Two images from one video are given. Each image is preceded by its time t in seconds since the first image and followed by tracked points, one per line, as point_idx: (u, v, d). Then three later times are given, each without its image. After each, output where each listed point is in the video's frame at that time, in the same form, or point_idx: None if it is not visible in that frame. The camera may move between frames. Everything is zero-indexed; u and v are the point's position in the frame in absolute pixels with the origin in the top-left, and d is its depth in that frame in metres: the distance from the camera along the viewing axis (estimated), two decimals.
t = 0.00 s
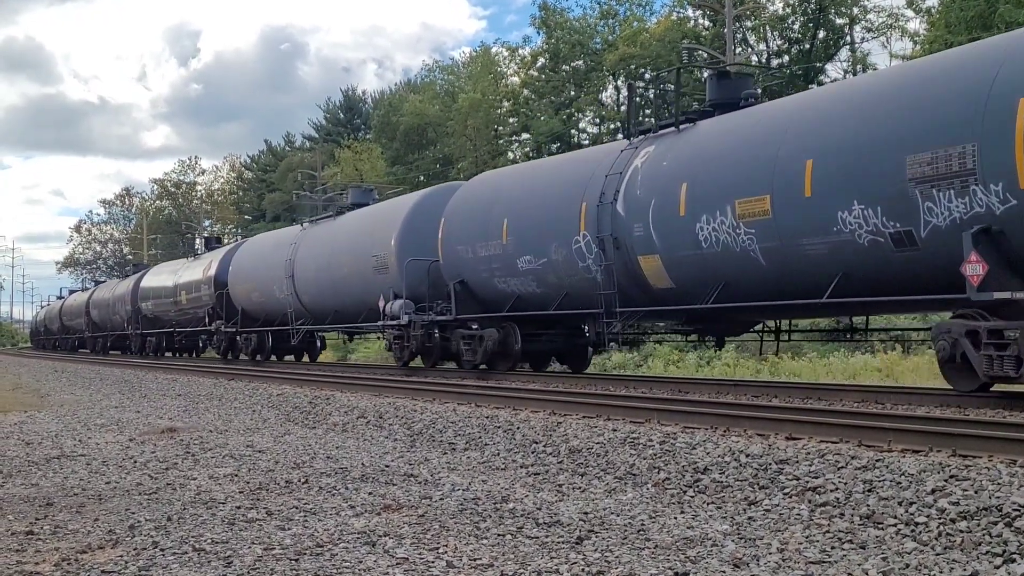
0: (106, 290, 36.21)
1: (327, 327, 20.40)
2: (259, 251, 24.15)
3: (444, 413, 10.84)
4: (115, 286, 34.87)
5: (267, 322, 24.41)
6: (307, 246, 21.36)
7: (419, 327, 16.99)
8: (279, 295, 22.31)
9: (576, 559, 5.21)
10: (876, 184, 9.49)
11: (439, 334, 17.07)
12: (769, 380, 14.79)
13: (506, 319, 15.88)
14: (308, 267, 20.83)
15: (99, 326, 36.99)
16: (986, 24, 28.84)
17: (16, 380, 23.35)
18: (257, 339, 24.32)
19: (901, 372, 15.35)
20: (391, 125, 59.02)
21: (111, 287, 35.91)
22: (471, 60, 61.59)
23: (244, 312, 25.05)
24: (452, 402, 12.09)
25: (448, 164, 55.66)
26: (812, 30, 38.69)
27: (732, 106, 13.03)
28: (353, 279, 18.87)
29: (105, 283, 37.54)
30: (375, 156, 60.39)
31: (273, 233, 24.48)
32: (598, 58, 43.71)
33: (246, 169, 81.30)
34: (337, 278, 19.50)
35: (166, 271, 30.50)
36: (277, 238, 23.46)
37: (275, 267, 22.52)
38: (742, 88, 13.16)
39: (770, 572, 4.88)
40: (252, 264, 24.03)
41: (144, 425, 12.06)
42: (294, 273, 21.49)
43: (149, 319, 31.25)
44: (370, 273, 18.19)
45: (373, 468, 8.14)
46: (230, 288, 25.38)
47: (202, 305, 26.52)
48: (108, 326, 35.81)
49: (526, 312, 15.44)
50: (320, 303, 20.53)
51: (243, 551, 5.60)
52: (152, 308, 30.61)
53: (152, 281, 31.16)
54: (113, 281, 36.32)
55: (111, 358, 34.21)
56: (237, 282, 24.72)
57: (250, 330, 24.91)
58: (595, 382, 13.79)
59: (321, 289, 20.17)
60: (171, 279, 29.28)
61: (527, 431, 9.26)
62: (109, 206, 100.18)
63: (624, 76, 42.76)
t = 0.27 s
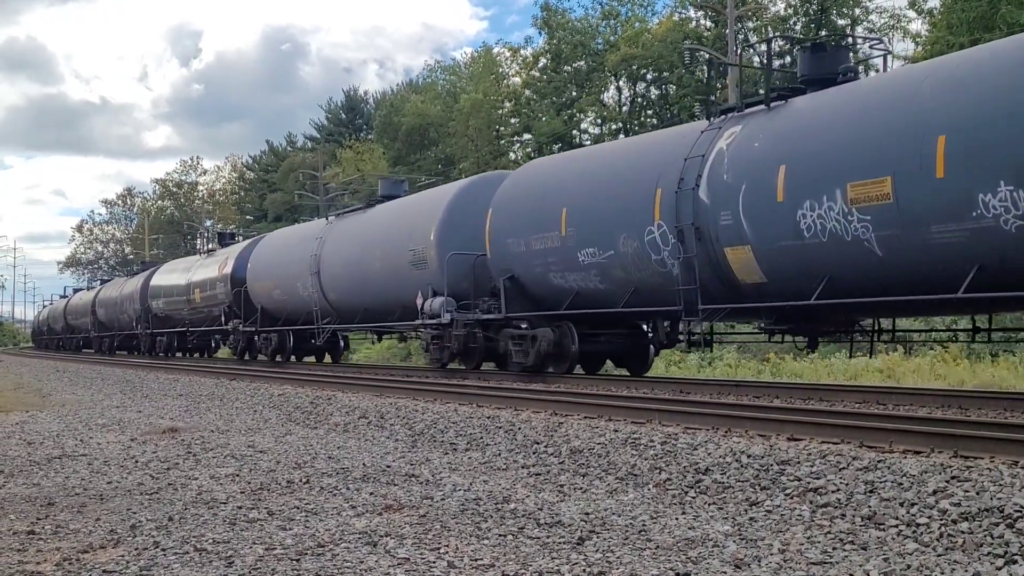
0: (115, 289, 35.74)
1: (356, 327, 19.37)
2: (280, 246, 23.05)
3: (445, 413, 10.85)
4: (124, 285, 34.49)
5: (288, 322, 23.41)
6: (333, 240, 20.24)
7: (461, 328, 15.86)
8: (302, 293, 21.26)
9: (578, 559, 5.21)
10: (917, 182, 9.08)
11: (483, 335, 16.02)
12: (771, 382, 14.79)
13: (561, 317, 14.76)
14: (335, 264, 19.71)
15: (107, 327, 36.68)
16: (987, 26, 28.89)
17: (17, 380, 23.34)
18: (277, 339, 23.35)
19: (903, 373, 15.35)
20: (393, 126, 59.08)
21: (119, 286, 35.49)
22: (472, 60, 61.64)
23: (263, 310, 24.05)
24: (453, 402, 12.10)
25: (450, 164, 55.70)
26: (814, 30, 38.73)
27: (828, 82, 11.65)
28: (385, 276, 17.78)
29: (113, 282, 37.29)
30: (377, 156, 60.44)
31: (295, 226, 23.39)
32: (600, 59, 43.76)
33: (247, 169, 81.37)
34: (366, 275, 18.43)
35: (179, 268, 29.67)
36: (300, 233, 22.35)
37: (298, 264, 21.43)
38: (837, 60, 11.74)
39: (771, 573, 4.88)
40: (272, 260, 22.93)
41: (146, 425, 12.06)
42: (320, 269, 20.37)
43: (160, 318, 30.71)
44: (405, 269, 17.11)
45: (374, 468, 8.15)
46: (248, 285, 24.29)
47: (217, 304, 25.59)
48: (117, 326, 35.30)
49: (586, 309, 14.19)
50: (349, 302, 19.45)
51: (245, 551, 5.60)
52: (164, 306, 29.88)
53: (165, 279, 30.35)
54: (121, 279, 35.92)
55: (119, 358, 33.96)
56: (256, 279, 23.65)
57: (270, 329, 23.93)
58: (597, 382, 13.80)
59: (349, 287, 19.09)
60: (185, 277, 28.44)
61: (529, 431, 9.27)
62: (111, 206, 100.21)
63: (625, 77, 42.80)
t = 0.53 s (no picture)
0: (122, 288, 35.30)
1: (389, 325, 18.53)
2: (305, 241, 22.13)
3: (445, 414, 10.85)
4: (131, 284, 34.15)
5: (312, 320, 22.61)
6: (365, 233, 19.32)
7: (507, 325, 15.10)
8: (330, 291, 20.39)
9: (577, 560, 5.21)
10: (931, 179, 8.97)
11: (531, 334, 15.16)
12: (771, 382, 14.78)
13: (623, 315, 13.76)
14: (367, 258, 18.80)
15: (113, 326, 36.37)
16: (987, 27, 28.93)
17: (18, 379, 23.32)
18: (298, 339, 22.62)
19: (903, 373, 15.35)
20: (393, 126, 59.09)
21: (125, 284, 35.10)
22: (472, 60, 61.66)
23: (284, 308, 23.25)
24: (453, 402, 12.11)
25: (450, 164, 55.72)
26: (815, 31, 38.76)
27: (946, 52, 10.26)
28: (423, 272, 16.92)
29: (119, 280, 37.03)
30: (377, 156, 60.46)
31: (321, 219, 22.49)
32: (600, 60, 43.77)
33: (247, 169, 81.41)
34: (401, 271, 17.57)
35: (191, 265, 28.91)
36: (327, 226, 21.43)
37: (326, 258, 20.56)
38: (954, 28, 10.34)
39: (770, 573, 4.88)
40: (297, 255, 22.03)
41: (146, 425, 12.06)
42: (351, 264, 19.46)
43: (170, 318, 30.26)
44: (446, 264, 16.25)
45: (374, 468, 8.15)
46: (269, 281, 23.40)
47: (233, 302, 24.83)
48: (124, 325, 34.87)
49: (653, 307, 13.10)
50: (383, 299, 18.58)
51: (245, 551, 5.60)
52: (175, 305, 29.20)
53: (176, 277, 29.59)
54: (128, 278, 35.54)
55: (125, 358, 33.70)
56: (279, 275, 22.78)
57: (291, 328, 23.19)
58: (599, 382, 13.80)
59: (382, 283, 18.22)
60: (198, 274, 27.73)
61: (528, 432, 9.27)
62: (111, 206, 100.13)
63: (626, 77, 42.82)
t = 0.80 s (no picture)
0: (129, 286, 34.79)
1: (424, 324, 17.58)
2: (330, 234, 21.10)
3: (444, 413, 10.87)
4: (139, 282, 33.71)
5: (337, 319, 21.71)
6: (398, 226, 18.31)
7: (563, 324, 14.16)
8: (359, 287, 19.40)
9: (576, 560, 5.21)
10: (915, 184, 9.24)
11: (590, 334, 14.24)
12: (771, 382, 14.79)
13: (698, 313, 12.78)
14: (400, 252, 17.81)
15: (121, 325, 35.95)
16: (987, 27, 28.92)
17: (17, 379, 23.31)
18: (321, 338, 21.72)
19: (902, 373, 15.35)
20: (393, 125, 59.14)
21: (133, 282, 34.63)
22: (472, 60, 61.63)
23: (306, 306, 22.38)
24: (453, 402, 12.10)
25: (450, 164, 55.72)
26: (814, 31, 38.76)
27: None
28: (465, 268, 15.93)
29: (126, 279, 36.65)
30: (377, 156, 60.44)
31: (346, 212, 21.45)
32: (599, 60, 43.76)
33: (247, 169, 81.42)
34: (439, 265, 16.59)
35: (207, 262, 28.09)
36: (355, 219, 20.42)
37: (353, 253, 19.56)
38: None
39: (769, 573, 4.88)
40: (321, 250, 21.01)
41: (145, 425, 12.05)
42: (382, 258, 18.44)
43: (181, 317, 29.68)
44: (491, 258, 15.26)
45: (373, 468, 8.15)
46: (291, 278, 22.42)
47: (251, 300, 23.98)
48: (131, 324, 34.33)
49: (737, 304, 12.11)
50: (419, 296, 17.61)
51: (244, 551, 5.60)
52: (189, 304, 28.47)
53: (190, 274, 28.77)
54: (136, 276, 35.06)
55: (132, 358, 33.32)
56: (301, 271, 21.80)
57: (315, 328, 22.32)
58: (599, 382, 13.80)
59: (418, 279, 17.25)
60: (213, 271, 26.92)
61: (527, 432, 9.27)
62: (111, 207, 100.08)
63: (625, 77, 42.81)
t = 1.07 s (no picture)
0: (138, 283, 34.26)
1: (465, 321, 16.76)
2: (359, 227, 20.25)
3: (444, 413, 10.86)
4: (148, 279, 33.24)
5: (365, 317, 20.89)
6: (435, 219, 17.46)
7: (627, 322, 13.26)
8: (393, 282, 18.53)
9: (576, 560, 5.21)
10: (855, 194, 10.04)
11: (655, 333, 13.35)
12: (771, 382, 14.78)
13: (787, 310, 11.66)
14: (439, 246, 16.97)
15: (128, 323, 35.46)
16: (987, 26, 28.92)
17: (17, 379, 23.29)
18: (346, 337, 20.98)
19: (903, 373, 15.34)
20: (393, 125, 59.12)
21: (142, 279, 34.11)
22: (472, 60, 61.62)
23: (330, 303, 21.64)
24: (453, 402, 12.08)
25: (450, 164, 55.72)
26: (815, 31, 38.78)
27: None
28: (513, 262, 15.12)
29: (133, 275, 36.18)
30: (377, 156, 60.44)
31: (375, 205, 20.59)
32: (599, 59, 43.76)
33: (247, 168, 81.41)
34: (482, 260, 15.76)
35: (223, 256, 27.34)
36: (385, 213, 19.56)
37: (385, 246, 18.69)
38: None
39: (769, 573, 4.88)
40: (350, 244, 20.14)
41: (145, 424, 12.04)
42: (418, 252, 17.58)
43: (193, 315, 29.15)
44: (542, 251, 14.45)
45: (373, 467, 8.15)
46: (317, 273, 21.55)
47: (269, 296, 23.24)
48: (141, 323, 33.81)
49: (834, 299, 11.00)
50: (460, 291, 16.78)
51: (244, 551, 5.60)
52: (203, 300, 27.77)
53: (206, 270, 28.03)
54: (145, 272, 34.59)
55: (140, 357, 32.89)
56: (328, 267, 20.95)
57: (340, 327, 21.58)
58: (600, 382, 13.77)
59: (458, 274, 16.42)
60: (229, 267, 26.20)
61: (528, 432, 9.27)
62: (111, 206, 99.97)
63: (625, 77, 42.81)
